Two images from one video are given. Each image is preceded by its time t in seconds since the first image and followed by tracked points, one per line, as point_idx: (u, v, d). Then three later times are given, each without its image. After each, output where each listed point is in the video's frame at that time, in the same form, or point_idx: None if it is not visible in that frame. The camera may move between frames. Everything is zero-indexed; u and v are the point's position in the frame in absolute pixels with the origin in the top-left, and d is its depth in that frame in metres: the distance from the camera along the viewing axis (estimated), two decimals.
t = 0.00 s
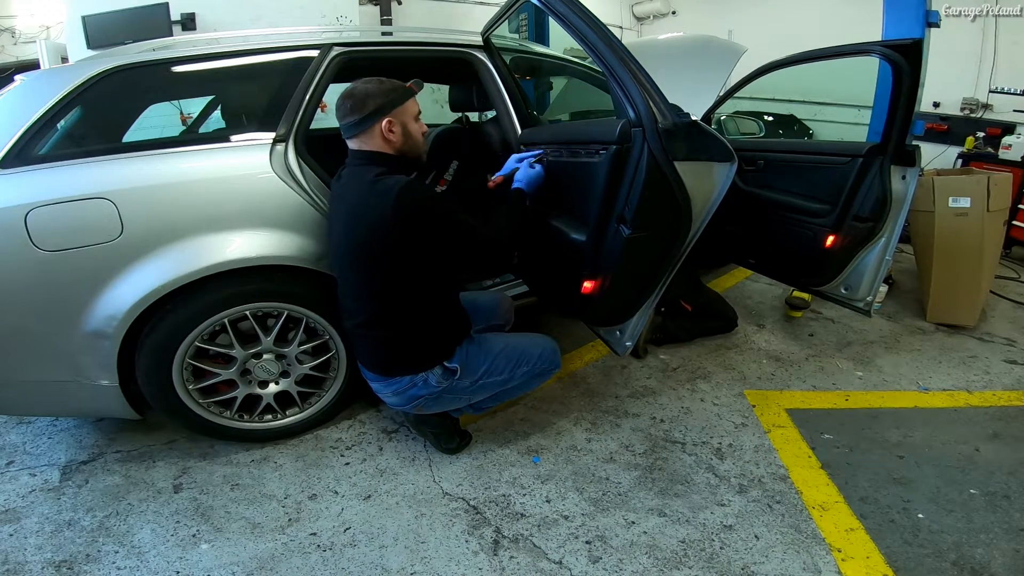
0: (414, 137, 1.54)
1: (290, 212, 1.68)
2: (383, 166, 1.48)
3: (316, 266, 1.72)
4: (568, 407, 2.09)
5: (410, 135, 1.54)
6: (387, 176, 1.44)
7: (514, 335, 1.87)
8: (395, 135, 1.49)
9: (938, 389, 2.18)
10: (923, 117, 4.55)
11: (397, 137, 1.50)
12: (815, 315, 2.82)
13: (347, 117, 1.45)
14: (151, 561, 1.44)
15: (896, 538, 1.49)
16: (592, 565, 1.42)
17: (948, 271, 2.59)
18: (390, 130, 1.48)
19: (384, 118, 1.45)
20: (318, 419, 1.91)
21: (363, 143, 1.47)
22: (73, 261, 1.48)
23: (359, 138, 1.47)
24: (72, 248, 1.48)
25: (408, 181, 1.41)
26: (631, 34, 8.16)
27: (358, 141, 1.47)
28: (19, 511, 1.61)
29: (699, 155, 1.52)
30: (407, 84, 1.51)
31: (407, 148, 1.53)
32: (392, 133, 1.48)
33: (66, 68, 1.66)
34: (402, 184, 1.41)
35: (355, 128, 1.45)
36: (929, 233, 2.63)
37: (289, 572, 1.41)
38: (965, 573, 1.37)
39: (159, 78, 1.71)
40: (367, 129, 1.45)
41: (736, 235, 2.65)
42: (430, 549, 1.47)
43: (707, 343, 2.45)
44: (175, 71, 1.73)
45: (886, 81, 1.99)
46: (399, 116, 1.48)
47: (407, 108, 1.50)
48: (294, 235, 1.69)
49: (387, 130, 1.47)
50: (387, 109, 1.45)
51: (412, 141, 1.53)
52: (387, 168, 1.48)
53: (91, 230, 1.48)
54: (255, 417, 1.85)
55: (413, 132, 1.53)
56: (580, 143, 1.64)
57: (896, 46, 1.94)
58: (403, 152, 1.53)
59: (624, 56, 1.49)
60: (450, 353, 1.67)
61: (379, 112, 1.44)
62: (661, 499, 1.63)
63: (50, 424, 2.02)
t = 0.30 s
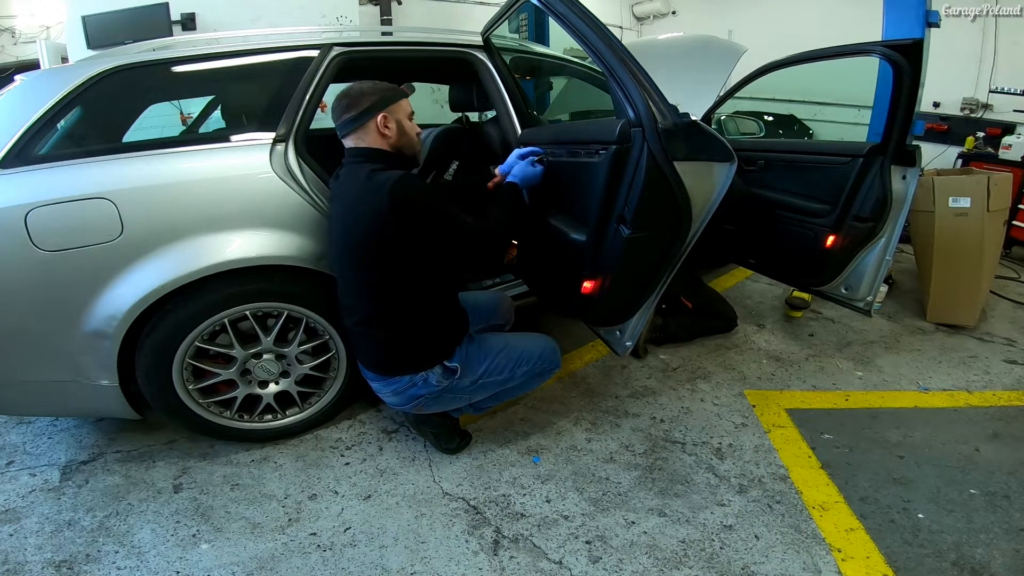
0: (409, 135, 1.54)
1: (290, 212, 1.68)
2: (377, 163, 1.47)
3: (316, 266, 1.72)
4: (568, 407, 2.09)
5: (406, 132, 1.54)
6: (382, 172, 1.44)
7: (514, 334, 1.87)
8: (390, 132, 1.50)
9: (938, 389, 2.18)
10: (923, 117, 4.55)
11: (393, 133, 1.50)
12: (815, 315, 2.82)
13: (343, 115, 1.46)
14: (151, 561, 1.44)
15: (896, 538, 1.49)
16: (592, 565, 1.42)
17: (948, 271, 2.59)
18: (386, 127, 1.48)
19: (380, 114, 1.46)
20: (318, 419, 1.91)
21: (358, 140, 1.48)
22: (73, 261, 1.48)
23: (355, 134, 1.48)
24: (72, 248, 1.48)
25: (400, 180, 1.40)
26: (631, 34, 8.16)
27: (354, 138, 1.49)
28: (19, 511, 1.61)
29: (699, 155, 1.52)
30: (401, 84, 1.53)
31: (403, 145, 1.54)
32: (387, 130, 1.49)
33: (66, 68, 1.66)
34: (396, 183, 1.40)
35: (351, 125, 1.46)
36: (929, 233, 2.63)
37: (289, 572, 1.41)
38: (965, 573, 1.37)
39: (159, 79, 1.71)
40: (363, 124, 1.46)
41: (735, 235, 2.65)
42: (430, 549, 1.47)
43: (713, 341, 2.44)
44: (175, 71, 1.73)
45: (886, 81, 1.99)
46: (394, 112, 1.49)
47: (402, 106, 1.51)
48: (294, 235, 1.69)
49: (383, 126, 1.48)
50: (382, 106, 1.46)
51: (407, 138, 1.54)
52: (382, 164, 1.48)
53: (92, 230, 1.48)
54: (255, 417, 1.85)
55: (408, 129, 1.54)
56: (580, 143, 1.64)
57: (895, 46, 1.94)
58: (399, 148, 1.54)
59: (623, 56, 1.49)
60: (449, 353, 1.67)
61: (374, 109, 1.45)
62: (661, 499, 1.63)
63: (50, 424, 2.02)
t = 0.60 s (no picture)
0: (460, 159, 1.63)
1: (290, 212, 1.68)
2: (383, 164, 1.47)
3: (316, 266, 1.72)
4: (568, 407, 2.09)
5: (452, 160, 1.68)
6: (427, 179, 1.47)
7: (504, 342, 1.79)
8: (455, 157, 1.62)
9: (938, 389, 2.18)
10: (923, 117, 4.54)
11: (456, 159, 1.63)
12: (815, 315, 2.82)
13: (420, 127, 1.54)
14: (151, 561, 1.44)
15: (896, 538, 1.49)
16: (592, 565, 1.42)
17: (948, 271, 2.59)
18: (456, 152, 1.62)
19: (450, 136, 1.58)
20: (318, 419, 1.91)
21: (417, 157, 1.52)
22: (74, 261, 1.48)
23: (433, 146, 1.53)
24: (72, 248, 1.48)
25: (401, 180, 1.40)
26: (631, 34, 8.16)
27: (427, 150, 1.53)
28: (19, 511, 1.61)
29: (699, 155, 1.52)
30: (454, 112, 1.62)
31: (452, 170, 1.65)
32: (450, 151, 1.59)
33: (66, 68, 1.65)
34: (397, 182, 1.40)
35: (434, 136, 1.52)
36: (929, 233, 2.63)
37: (289, 572, 1.41)
38: (964, 573, 1.37)
39: (160, 79, 1.71)
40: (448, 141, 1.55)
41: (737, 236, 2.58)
42: (430, 549, 1.47)
43: (725, 346, 2.32)
44: (175, 70, 1.72)
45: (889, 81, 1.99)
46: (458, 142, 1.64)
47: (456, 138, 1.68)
48: (294, 235, 1.69)
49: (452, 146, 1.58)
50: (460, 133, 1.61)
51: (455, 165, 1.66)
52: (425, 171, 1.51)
53: (92, 231, 1.49)
54: (255, 417, 1.85)
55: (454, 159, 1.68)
56: (580, 143, 1.64)
57: (896, 46, 1.93)
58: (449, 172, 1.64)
59: (623, 56, 1.49)
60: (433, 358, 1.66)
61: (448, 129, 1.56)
62: (661, 499, 1.63)
63: (50, 424, 2.02)
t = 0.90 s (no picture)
0: (417, 145, 1.49)
1: (290, 212, 1.68)
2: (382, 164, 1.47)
3: (316, 266, 1.72)
4: (568, 407, 2.09)
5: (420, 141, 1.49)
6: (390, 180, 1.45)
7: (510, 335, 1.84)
8: (393, 141, 1.47)
9: (938, 389, 2.18)
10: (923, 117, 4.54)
11: (395, 142, 1.47)
12: (815, 315, 2.82)
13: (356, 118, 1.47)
14: (151, 561, 1.44)
15: (896, 538, 1.49)
16: (592, 565, 1.42)
17: (948, 271, 2.59)
18: (388, 137, 1.46)
19: (377, 123, 1.43)
20: (317, 419, 1.91)
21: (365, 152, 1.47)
22: (73, 261, 1.48)
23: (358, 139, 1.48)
24: (72, 248, 1.48)
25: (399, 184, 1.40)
26: (631, 34, 8.16)
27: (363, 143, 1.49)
28: (19, 511, 1.61)
29: (699, 155, 1.52)
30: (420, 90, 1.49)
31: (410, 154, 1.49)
32: (389, 139, 1.46)
33: (67, 68, 1.65)
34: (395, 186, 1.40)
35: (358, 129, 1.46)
36: (929, 233, 2.63)
37: (289, 572, 1.41)
38: (964, 573, 1.37)
39: (159, 79, 1.71)
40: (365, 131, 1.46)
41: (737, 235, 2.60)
42: (430, 549, 1.47)
43: (725, 347, 2.32)
44: (175, 71, 1.72)
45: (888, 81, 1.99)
46: (400, 121, 1.44)
47: (412, 114, 1.45)
48: (294, 235, 1.69)
49: (379, 134, 1.44)
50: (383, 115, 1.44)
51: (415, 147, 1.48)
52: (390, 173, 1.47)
53: (93, 231, 1.49)
54: (255, 417, 1.85)
55: (418, 138, 1.48)
56: (580, 143, 1.63)
57: (897, 46, 1.93)
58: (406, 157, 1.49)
59: (624, 57, 1.49)
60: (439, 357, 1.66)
61: (377, 116, 1.43)
62: (661, 499, 1.63)
63: (50, 424, 2.02)
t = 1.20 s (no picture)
0: (423, 157, 1.45)
1: (290, 212, 1.68)
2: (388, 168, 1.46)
3: (316, 266, 1.72)
4: (568, 407, 2.09)
5: (425, 156, 1.45)
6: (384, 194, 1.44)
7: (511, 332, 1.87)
8: (399, 154, 1.44)
9: (938, 389, 2.18)
10: (923, 117, 4.54)
11: (401, 156, 1.44)
12: (815, 315, 2.82)
13: (367, 126, 1.46)
14: (151, 561, 1.44)
15: (896, 538, 1.49)
16: (592, 565, 1.42)
17: (948, 271, 2.59)
18: (394, 150, 1.43)
19: (381, 134, 1.41)
20: (317, 419, 1.91)
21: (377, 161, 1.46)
22: (73, 261, 1.48)
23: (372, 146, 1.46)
24: (72, 248, 1.48)
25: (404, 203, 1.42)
26: (631, 34, 8.16)
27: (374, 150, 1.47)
28: (19, 511, 1.61)
29: (700, 155, 1.51)
30: (435, 97, 1.44)
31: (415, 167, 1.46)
32: (394, 152, 1.44)
33: (67, 68, 1.65)
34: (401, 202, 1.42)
35: (370, 137, 1.44)
36: (929, 233, 2.63)
37: (289, 571, 1.41)
38: (965, 573, 1.37)
39: (160, 78, 1.71)
40: (375, 140, 1.43)
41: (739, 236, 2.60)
42: (430, 549, 1.47)
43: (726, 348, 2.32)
44: (175, 71, 1.72)
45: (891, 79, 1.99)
46: (404, 135, 1.41)
47: (417, 127, 1.41)
48: (294, 235, 1.69)
49: (384, 147, 1.42)
50: (390, 127, 1.40)
51: (419, 161, 1.45)
52: (389, 185, 1.46)
53: (93, 231, 1.49)
54: (255, 417, 1.85)
55: (421, 152, 1.44)
56: (580, 143, 1.64)
57: (898, 46, 1.92)
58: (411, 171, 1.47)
59: (625, 56, 1.48)
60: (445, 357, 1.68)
61: (379, 128, 1.41)
62: (661, 499, 1.63)
63: (50, 424, 2.02)
